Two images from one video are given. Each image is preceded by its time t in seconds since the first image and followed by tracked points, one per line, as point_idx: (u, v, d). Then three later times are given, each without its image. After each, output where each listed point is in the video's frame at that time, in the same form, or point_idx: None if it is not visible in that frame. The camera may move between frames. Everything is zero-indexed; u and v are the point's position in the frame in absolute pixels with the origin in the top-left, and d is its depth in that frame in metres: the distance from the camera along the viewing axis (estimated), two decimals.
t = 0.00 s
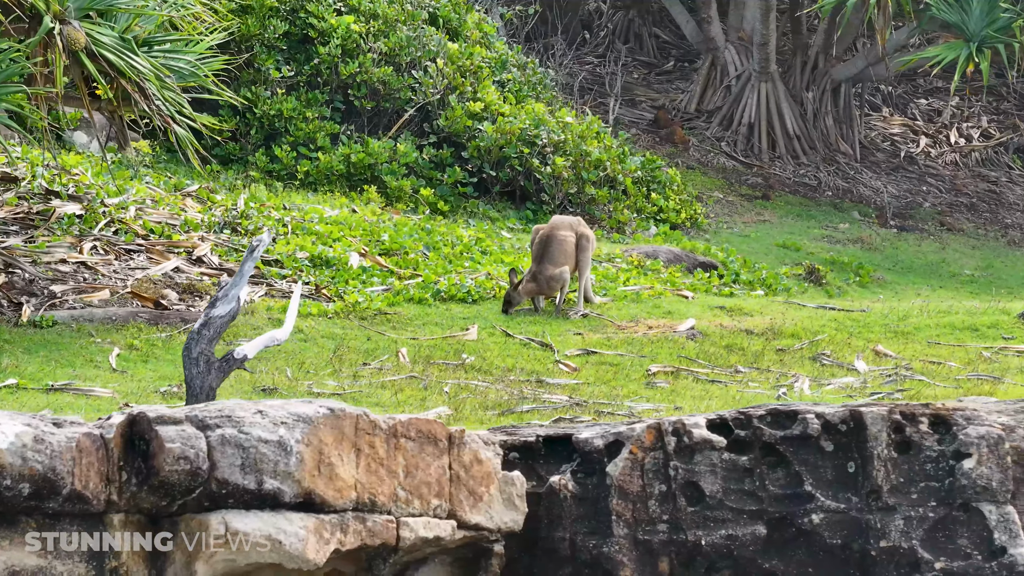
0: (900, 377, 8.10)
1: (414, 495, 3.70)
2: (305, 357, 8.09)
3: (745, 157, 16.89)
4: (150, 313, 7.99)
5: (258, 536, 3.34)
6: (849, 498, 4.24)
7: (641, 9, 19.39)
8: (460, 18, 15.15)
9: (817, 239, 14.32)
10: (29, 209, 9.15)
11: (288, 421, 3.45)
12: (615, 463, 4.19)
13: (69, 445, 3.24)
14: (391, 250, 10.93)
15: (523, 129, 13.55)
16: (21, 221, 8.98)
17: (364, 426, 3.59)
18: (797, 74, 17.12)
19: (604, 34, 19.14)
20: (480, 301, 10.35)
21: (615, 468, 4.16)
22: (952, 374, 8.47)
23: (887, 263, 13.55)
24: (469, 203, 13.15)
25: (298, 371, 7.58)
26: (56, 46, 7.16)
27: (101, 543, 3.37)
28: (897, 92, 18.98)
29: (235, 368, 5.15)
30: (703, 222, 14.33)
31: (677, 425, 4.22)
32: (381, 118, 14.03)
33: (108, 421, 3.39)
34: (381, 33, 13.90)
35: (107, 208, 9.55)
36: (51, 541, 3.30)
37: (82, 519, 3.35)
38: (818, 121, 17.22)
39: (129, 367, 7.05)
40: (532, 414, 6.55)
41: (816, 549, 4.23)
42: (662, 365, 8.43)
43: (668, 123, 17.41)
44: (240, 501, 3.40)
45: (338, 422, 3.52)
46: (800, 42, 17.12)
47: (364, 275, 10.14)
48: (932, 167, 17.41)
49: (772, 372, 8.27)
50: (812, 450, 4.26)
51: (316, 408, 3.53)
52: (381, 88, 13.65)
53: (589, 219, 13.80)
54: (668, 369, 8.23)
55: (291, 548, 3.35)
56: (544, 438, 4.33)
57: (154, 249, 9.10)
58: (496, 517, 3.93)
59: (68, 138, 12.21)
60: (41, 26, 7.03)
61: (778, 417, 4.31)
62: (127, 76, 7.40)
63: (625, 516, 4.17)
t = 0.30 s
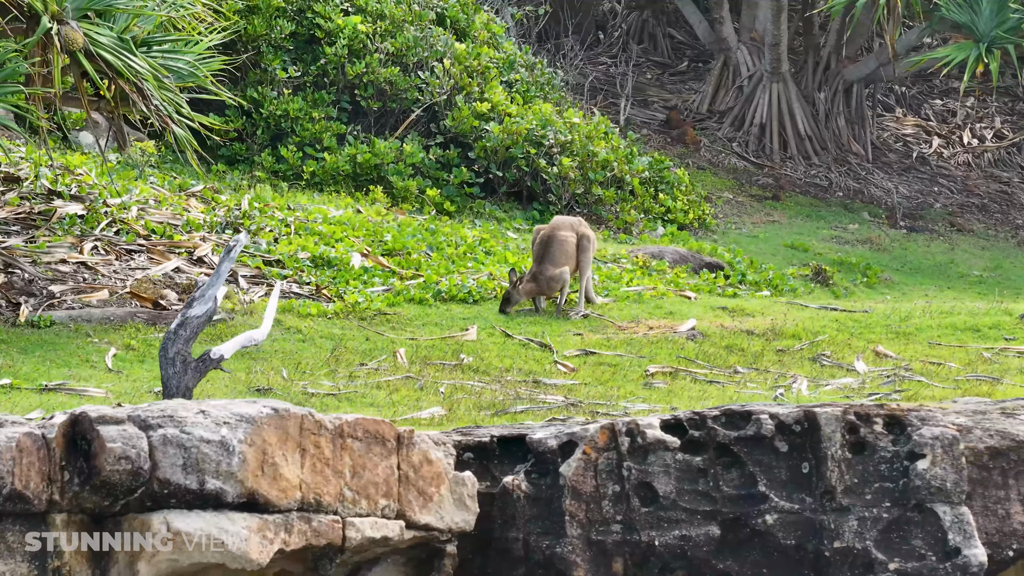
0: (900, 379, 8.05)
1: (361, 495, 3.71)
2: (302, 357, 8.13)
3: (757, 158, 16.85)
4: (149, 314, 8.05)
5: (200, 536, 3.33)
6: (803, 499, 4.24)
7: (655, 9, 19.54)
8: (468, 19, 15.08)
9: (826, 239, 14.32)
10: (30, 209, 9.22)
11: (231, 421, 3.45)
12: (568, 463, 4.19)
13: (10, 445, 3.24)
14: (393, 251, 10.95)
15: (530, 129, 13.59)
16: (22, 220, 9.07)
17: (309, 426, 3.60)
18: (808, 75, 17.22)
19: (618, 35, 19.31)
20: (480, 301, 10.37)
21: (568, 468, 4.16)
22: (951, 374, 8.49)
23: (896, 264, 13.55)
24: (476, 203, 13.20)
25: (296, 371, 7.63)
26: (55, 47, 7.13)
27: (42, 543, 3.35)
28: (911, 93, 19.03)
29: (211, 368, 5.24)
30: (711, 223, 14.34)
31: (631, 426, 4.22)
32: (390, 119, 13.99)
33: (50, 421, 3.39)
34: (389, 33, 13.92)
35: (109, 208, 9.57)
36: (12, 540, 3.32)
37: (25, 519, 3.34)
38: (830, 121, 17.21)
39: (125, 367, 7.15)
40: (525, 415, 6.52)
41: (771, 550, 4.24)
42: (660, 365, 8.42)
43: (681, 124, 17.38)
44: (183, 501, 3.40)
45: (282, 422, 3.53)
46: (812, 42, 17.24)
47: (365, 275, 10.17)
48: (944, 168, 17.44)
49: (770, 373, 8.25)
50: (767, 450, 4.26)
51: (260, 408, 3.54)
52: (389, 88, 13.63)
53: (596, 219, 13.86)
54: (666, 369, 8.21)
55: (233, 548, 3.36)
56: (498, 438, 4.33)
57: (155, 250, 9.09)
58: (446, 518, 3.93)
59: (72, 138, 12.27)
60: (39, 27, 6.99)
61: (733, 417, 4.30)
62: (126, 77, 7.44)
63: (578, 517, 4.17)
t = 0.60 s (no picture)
0: (900, 381, 7.98)
1: (306, 496, 3.71)
2: (298, 358, 8.14)
3: (769, 158, 17.17)
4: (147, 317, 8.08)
5: (139, 537, 3.33)
6: (756, 500, 4.23)
7: (670, 10, 20.00)
8: (477, 19, 15.45)
9: (835, 240, 14.51)
10: (32, 210, 9.36)
11: (172, 423, 3.46)
12: (520, 464, 4.19)
13: None
14: (396, 251, 11.07)
15: (537, 129, 13.78)
16: (25, 221, 9.19)
17: (252, 427, 3.60)
18: (822, 75, 17.38)
19: (633, 35, 19.81)
20: (482, 302, 10.41)
21: (519, 469, 4.16)
22: (951, 375, 8.51)
23: (905, 265, 13.65)
24: (482, 205, 13.41)
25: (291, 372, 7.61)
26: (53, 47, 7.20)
27: None
28: (927, 94, 19.29)
29: (187, 370, 5.26)
30: (719, 223, 14.58)
31: (583, 426, 4.22)
32: (396, 120, 14.34)
33: None
34: (396, 34, 14.18)
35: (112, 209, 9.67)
36: None
37: None
38: (843, 122, 17.45)
39: (120, 369, 7.17)
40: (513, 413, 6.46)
41: (724, 551, 4.23)
42: (659, 367, 8.38)
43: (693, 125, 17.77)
44: (123, 502, 3.39)
45: (225, 423, 3.54)
46: (825, 44, 17.41)
47: (366, 276, 10.22)
48: (957, 169, 17.65)
49: (770, 373, 8.24)
50: (719, 451, 4.26)
51: (201, 410, 3.54)
52: (396, 89, 13.95)
53: (603, 219, 13.91)
54: (665, 371, 8.18)
55: (172, 549, 3.35)
56: (451, 439, 4.32)
57: (157, 250, 9.14)
58: (395, 518, 3.93)
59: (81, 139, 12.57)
60: (38, 27, 7.03)
61: (685, 418, 4.30)
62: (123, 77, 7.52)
63: (530, 518, 4.17)
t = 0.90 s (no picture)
0: (897, 382, 7.99)
1: (255, 498, 3.72)
2: (294, 359, 8.13)
3: (779, 159, 17.62)
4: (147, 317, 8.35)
5: (83, 538, 3.32)
6: (711, 502, 4.23)
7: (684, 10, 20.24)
8: (484, 21, 15.56)
9: (843, 241, 14.83)
10: (34, 210, 9.51)
11: (116, 424, 3.46)
12: (474, 466, 4.19)
13: None
14: (399, 253, 11.16)
15: (544, 130, 14.10)
16: (25, 221, 9.33)
17: (199, 428, 3.61)
18: (834, 76, 17.71)
19: (646, 36, 19.99)
20: (483, 303, 10.50)
21: (474, 471, 4.16)
22: (951, 376, 8.54)
23: (912, 266, 13.93)
24: (489, 206, 13.65)
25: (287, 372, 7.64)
26: (50, 48, 7.28)
27: None
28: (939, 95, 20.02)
29: (164, 371, 5.26)
30: (728, 225, 14.89)
31: (538, 428, 4.22)
32: (404, 120, 14.64)
33: None
34: (403, 34, 14.54)
35: (114, 210, 9.82)
36: None
37: None
38: (855, 122, 17.87)
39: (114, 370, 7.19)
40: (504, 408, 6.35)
41: (679, 553, 4.22)
42: (658, 368, 8.41)
43: (704, 125, 18.25)
44: (68, 503, 3.39)
45: (170, 424, 3.54)
46: (836, 46, 17.68)
47: (367, 276, 10.30)
48: (968, 170, 18.23)
49: (769, 374, 8.28)
50: (675, 453, 4.25)
51: (147, 411, 3.55)
52: (402, 90, 14.24)
53: (610, 220, 14.31)
54: (663, 372, 8.18)
55: (116, 550, 3.35)
56: (407, 441, 4.31)
57: (157, 250, 9.34)
58: (347, 520, 3.93)
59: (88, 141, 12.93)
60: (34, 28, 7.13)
61: (641, 421, 4.31)
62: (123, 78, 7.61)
63: (484, 519, 4.17)
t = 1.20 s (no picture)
0: (896, 383, 8.00)
1: (205, 499, 3.73)
2: (293, 360, 8.14)
3: (791, 160, 17.73)
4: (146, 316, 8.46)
5: (30, 539, 3.29)
6: (668, 504, 4.23)
7: (699, 11, 20.65)
8: (494, 21, 15.96)
9: (853, 242, 14.89)
10: (37, 211, 9.58)
11: (63, 425, 3.46)
12: (431, 467, 4.20)
13: None
14: (403, 254, 11.21)
15: (551, 131, 14.28)
16: (29, 223, 9.42)
17: (148, 429, 3.62)
18: (847, 77, 17.89)
19: (661, 37, 20.28)
20: (485, 304, 10.53)
21: (430, 472, 4.17)
22: (952, 377, 8.54)
23: (922, 267, 13.97)
24: (496, 207, 13.84)
25: (284, 374, 7.64)
26: (50, 50, 7.36)
27: None
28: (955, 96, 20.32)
29: (143, 371, 5.22)
30: (737, 225, 14.98)
31: (494, 430, 4.25)
32: (411, 120, 14.87)
33: None
34: (410, 36, 14.76)
35: (117, 211, 9.85)
36: None
37: None
38: (867, 123, 18.07)
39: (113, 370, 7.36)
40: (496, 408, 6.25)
41: (636, 555, 4.21)
42: (658, 368, 8.42)
43: (716, 126, 18.42)
44: (13, 505, 3.37)
45: (118, 425, 3.55)
46: (849, 48, 17.91)
47: (369, 277, 10.33)
48: (982, 170, 18.42)
49: (770, 375, 8.26)
50: (633, 455, 4.27)
51: (94, 413, 3.55)
52: (411, 91, 14.45)
53: (618, 220, 14.43)
54: (663, 373, 8.18)
55: (64, 551, 3.33)
56: (365, 442, 4.32)
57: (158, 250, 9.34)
58: (301, 521, 3.94)
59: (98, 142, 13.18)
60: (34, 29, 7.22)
61: (599, 423, 4.34)
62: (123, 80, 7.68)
63: (441, 521, 4.17)
